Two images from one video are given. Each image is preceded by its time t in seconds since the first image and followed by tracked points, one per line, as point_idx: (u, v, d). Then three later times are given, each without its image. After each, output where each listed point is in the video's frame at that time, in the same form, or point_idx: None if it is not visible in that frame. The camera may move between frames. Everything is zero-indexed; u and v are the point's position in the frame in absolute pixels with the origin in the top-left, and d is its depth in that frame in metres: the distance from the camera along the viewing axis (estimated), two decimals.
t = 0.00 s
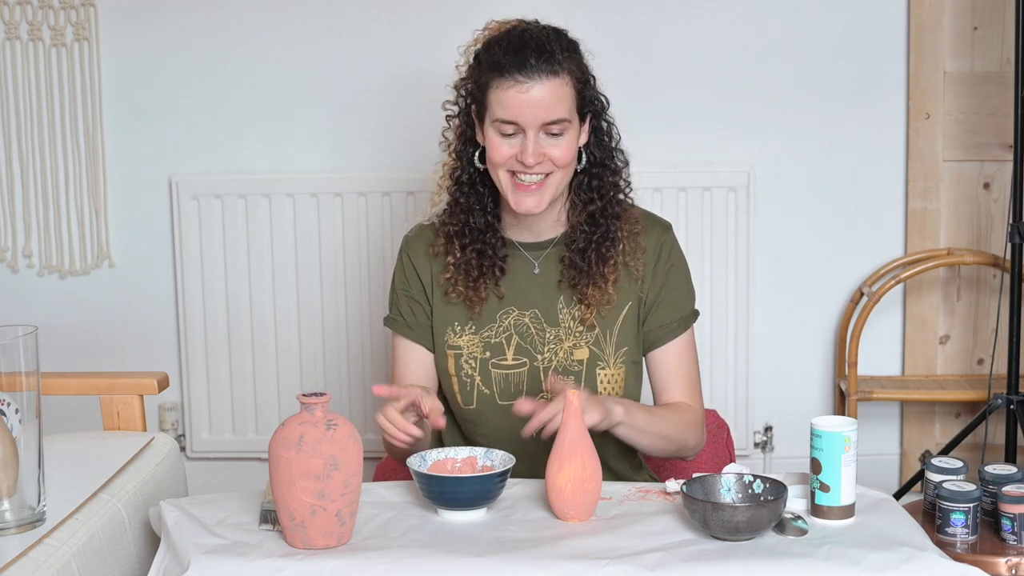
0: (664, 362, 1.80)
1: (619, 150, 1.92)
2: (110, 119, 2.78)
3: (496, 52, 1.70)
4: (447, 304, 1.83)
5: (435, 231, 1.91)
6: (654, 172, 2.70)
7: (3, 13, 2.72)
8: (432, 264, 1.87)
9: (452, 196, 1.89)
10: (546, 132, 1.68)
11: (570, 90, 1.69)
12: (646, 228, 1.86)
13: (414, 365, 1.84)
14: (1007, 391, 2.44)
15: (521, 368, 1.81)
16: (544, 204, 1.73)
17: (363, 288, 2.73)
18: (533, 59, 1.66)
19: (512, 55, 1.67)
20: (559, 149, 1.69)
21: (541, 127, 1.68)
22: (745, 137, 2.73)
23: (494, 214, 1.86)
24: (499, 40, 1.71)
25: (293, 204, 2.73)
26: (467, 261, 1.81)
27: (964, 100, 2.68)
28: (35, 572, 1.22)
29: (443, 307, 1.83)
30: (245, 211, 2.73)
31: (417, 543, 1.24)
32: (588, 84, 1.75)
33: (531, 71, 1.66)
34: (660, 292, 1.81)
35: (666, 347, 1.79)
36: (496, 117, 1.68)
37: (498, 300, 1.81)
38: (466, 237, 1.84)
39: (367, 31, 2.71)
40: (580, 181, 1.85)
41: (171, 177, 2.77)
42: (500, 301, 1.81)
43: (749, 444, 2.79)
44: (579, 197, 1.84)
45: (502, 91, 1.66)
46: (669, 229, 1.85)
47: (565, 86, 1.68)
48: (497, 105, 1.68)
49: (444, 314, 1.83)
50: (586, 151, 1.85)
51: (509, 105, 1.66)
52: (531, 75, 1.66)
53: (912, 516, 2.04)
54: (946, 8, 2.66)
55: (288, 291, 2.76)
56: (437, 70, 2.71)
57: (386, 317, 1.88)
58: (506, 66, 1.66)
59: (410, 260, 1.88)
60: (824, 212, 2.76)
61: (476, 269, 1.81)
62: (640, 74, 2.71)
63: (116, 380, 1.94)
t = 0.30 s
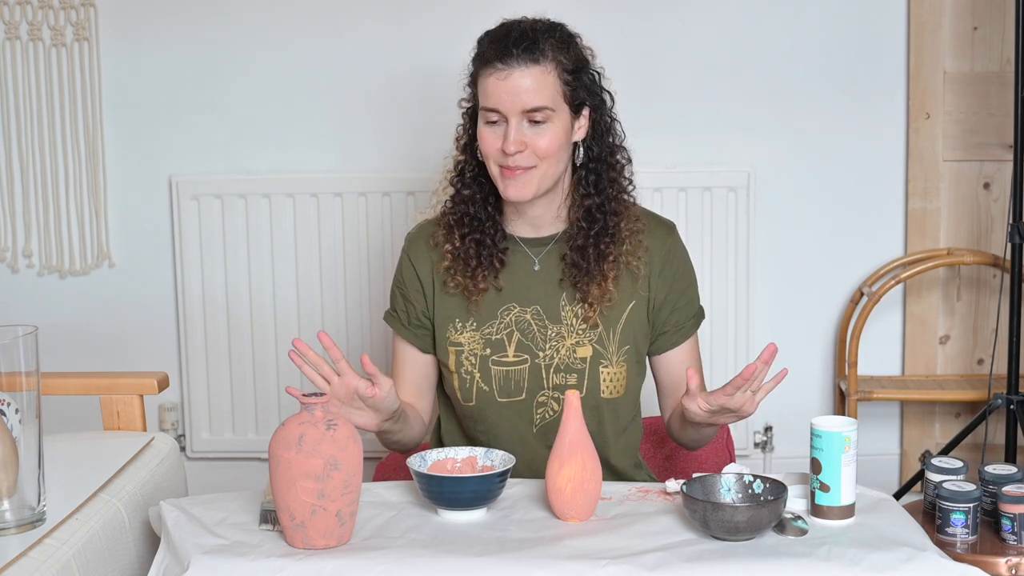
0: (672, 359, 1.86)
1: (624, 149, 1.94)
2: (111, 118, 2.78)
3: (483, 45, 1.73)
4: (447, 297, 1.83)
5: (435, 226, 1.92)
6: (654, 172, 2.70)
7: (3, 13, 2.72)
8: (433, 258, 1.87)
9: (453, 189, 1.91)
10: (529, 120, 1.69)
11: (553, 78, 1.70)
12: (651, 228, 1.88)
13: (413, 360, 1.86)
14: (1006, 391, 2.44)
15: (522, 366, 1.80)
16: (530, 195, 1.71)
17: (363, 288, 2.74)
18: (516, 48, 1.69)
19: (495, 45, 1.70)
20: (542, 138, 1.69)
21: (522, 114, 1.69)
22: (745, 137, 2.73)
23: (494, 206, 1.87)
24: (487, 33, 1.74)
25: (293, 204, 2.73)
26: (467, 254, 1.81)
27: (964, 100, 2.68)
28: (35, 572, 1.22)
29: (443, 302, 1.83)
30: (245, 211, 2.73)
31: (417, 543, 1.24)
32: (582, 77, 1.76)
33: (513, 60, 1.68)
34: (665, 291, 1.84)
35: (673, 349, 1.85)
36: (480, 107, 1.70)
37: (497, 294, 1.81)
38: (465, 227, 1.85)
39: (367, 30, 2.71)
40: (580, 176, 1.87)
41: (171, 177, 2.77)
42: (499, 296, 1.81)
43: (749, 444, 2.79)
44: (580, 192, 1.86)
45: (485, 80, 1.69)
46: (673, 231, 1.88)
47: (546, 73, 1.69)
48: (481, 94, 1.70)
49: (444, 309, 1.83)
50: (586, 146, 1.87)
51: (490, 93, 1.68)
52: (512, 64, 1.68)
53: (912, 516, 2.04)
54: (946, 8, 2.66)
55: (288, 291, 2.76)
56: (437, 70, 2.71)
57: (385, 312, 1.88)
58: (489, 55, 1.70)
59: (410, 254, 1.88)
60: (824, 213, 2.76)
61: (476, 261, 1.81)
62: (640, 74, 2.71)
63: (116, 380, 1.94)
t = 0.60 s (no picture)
0: (672, 359, 1.86)
1: (624, 146, 1.94)
2: (111, 118, 2.78)
3: (486, 43, 1.73)
4: (448, 298, 1.83)
5: (436, 227, 1.92)
6: (654, 172, 2.70)
7: (3, 13, 2.72)
8: (433, 259, 1.87)
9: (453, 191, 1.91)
10: (535, 118, 1.70)
11: (559, 76, 1.71)
12: (652, 228, 1.88)
13: (416, 359, 1.87)
14: (1006, 391, 2.44)
15: (522, 366, 1.80)
16: (537, 193, 1.72)
17: (363, 288, 2.73)
18: (520, 46, 1.69)
19: (500, 43, 1.71)
20: (548, 136, 1.70)
21: (529, 112, 1.69)
22: (745, 137, 2.73)
23: (495, 208, 1.88)
24: (489, 32, 1.74)
25: (293, 204, 2.73)
26: (468, 255, 1.82)
27: (964, 100, 2.68)
28: (35, 572, 1.22)
29: (444, 303, 1.83)
30: (245, 211, 2.73)
31: (417, 543, 1.24)
32: (584, 75, 1.77)
33: (518, 57, 1.69)
34: (666, 291, 1.84)
35: (673, 349, 1.86)
36: (486, 105, 1.71)
37: (498, 295, 1.81)
38: (466, 229, 1.85)
39: (367, 30, 2.71)
40: (581, 175, 1.87)
41: (171, 177, 2.77)
42: (501, 297, 1.81)
43: (749, 444, 2.79)
44: (581, 190, 1.86)
45: (491, 78, 1.69)
46: (674, 231, 1.88)
47: (552, 71, 1.70)
48: (487, 92, 1.70)
49: (445, 310, 1.83)
50: (587, 144, 1.87)
51: (497, 91, 1.69)
52: (518, 61, 1.69)
53: (912, 516, 2.04)
54: (946, 8, 2.66)
55: (289, 291, 2.76)
56: (437, 70, 2.71)
57: (386, 313, 1.89)
58: (494, 53, 1.70)
59: (411, 257, 1.89)
60: (823, 213, 2.76)
61: (476, 262, 1.81)
62: (640, 74, 2.71)
63: (116, 380, 1.94)
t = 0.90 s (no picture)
0: (672, 359, 1.87)
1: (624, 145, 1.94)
2: (111, 119, 2.78)
3: (491, 39, 1.74)
4: (448, 299, 1.83)
5: (435, 229, 1.92)
6: (654, 172, 2.70)
7: (3, 13, 2.72)
8: (433, 261, 1.87)
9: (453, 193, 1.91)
10: (542, 114, 1.70)
11: (566, 73, 1.72)
12: (652, 228, 1.88)
13: (416, 360, 1.87)
14: (1006, 391, 2.44)
15: (522, 366, 1.80)
16: (543, 189, 1.71)
17: (362, 289, 2.73)
18: (527, 41, 1.70)
19: (507, 39, 1.71)
20: (554, 132, 1.70)
21: (536, 108, 1.70)
22: (746, 137, 2.73)
23: (495, 210, 1.88)
24: (494, 28, 1.75)
25: (293, 204, 2.73)
26: (468, 256, 1.82)
27: (963, 100, 2.68)
28: (35, 572, 1.22)
29: (444, 304, 1.84)
30: (245, 211, 2.73)
31: (417, 543, 1.24)
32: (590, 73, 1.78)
33: (525, 53, 1.69)
34: (665, 291, 1.84)
35: (672, 349, 1.86)
36: (493, 100, 1.71)
37: (499, 295, 1.81)
38: (466, 232, 1.85)
39: (367, 30, 2.71)
40: (582, 174, 1.87)
41: (171, 177, 2.77)
42: (501, 298, 1.81)
43: (749, 444, 2.79)
44: (582, 189, 1.86)
45: (497, 73, 1.70)
46: (674, 230, 1.88)
47: (560, 68, 1.71)
48: (493, 88, 1.71)
49: (445, 311, 1.83)
50: (588, 143, 1.87)
51: (504, 86, 1.69)
52: (525, 57, 1.69)
53: (912, 516, 2.04)
54: (946, 8, 2.66)
55: (289, 291, 2.76)
56: (436, 70, 2.71)
57: (386, 315, 1.89)
58: (502, 48, 1.70)
59: (411, 259, 1.89)
60: (823, 213, 2.76)
61: (476, 263, 1.81)
62: (640, 74, 2.71)
63: (116, 380, 1.94)
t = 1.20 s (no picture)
0: (673, 361, 1.87)
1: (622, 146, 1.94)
2: (109, 119, 2.78)
3: (492, 40, 1.74)
4: (447, 300, 1.83)
5: (434, 231, 1.92)
6: (654, 172, 2.70)
7: (3, 13, 2.72)
8: (432, 262, 1.87)
9: (452, 194, 1.91)
10: (542, 113, 1.70)
11: (567, 72, 1.72)
12: (652, 227, 1.88)
13: (416, 360, 1.87)
14: (1006, 391, 2.44)
15: (522, 367, 1.80)
16: (544, 189, 1.71)
17: (362, 289, 2.73)
18: (528, 41, 1.70)
19: (508, 39, 1.72)
20: (555, 131, 1.70)
21: (537, 107, 1.70)
22: (746, 137, 2.73)
23: (495, 211, 1.88)
24: (494, 28, 1.75)
25: (293, 204, 2.73)
26: (468, 259, 1.82)
27: (963, 100, 2.68)
28: (35, 572, 1.22)
29: (444, 304, 1.84)
30: (245, 211, 2.73)
31: (417, 543, 1.24)
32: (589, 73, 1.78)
33: (526, 52, 1.70)
34: (665, 290, 1.84)
35: (672, 349, 1.86)
36: (493, 100, 1.71)
37: (499, 296, 1.81)
38: (466, 233, 1.85)
39: (367, 30, 2.71)
40: (581, 174, 1.87)
41: (171, 177, 2.77)
42: (501, 299, 1.81)
43: (749, 444, 2.79)
44: (582, 190, 1.87)
45: (498, 73, 1.70)
46: (673, 229, 1.88)
47: (560, 67, 1.71)
48: (494, 87, 1.71)
49: (445, 312, 1.83)
50: (588, 143, 1.87)
51: (504, 85, 1.69)
52: (525, 57, 1.70)
53: (913, 516, 2.04)
54: (946, 8, 2.66)
55: (289, 291, 2.76)
56: (437, 70, 2.71)
57: (386, 316, 1.89)
58: (503, 48, 1.71)
59: (410, 260, 1.88)
60: (824, 213, 2.76)
61: (476, 265, 1.81)
62: (641, 74, 2.71)
63: (116, 380, 1.95)
